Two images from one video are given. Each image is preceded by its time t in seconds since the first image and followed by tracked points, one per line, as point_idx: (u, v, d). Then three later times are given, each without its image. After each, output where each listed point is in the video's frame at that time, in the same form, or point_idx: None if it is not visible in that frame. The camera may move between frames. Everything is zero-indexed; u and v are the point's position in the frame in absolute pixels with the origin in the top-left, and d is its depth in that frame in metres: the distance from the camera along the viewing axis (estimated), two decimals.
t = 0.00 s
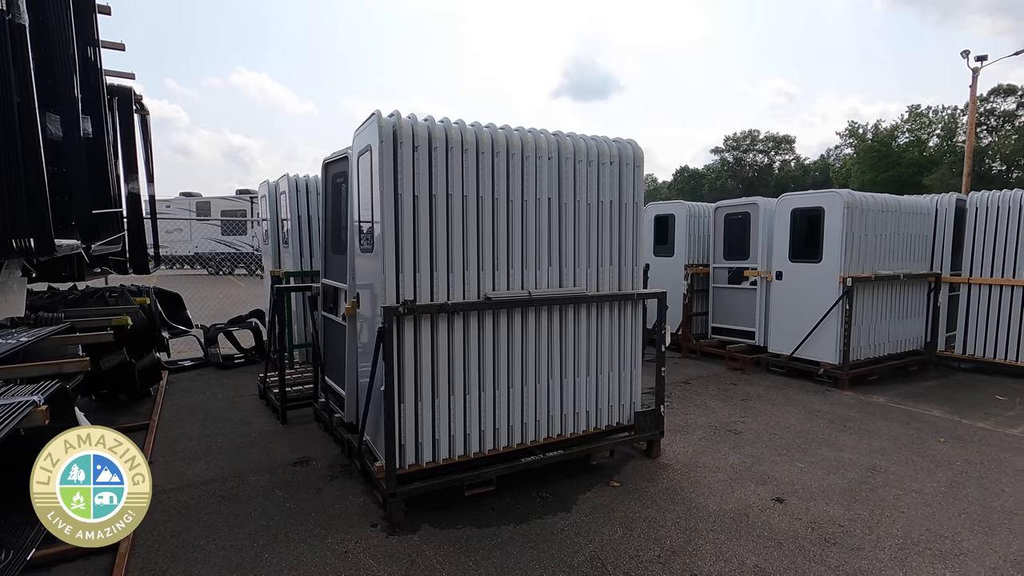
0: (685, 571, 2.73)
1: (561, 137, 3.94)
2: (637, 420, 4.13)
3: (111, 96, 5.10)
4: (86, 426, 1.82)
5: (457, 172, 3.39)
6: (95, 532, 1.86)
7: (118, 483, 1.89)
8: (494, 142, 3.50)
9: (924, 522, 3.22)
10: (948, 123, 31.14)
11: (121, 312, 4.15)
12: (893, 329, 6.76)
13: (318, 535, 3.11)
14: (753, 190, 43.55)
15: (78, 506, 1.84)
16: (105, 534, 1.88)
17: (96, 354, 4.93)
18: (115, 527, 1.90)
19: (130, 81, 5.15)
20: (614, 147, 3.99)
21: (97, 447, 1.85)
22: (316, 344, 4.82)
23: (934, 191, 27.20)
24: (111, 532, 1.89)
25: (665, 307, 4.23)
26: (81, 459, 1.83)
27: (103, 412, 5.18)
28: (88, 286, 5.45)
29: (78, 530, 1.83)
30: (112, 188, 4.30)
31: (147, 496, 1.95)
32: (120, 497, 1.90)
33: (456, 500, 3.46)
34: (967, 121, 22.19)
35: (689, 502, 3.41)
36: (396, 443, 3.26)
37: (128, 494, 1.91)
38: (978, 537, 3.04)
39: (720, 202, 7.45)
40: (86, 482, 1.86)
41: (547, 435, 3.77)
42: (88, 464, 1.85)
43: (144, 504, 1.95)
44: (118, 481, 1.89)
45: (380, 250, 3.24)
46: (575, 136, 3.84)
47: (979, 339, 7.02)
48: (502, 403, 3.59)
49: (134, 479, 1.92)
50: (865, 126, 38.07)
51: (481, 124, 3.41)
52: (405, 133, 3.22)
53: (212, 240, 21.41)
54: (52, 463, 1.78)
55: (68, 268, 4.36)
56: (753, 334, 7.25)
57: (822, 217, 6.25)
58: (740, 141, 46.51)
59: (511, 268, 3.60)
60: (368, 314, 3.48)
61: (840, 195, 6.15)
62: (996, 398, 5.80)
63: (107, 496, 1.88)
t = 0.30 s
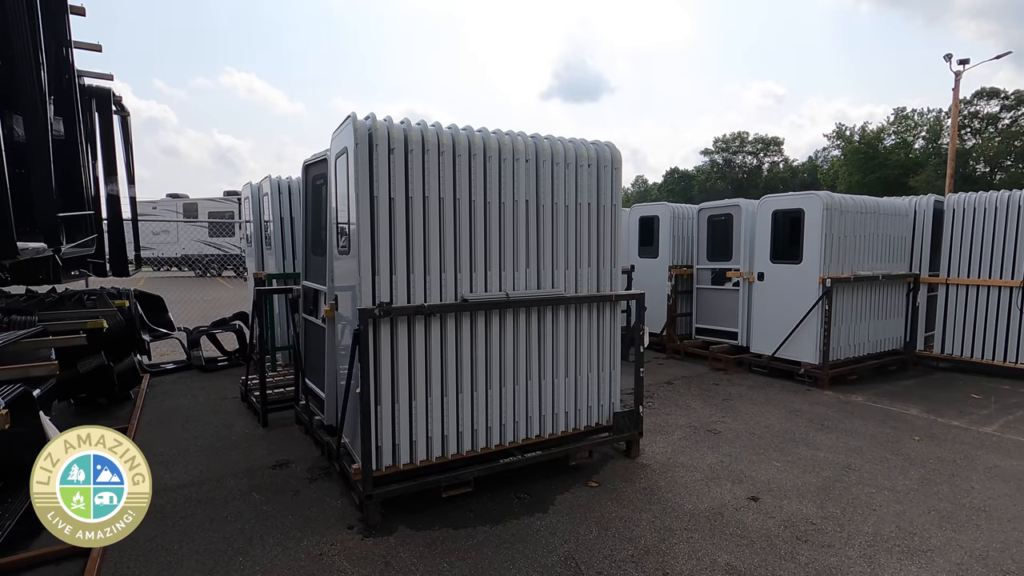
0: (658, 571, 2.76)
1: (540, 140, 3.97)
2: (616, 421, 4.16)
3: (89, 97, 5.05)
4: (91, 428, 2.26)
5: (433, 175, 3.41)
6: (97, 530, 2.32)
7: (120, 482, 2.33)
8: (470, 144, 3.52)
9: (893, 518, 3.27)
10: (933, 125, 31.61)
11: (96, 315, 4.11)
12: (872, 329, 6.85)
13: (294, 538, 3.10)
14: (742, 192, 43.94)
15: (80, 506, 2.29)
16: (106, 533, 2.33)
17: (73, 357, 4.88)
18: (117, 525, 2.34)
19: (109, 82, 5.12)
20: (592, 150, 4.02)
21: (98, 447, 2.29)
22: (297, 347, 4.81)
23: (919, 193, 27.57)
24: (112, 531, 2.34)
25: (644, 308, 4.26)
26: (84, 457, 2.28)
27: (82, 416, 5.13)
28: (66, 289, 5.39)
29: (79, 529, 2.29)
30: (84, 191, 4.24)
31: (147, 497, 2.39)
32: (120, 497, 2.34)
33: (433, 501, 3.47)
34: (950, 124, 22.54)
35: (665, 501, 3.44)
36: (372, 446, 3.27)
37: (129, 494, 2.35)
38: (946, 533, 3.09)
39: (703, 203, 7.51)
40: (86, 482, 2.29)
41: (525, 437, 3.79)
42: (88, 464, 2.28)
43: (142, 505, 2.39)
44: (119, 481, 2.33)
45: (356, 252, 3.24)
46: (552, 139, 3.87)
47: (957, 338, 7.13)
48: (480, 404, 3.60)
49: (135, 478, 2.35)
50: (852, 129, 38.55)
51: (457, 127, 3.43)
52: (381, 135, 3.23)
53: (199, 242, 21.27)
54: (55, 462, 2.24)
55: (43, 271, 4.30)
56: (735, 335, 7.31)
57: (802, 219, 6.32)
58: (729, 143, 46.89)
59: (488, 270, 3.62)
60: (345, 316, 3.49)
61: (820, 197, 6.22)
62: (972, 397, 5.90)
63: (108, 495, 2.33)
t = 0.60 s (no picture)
0: (622, 570, 2.78)
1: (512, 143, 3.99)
2: (589, 422, 4.19)
3: (59, 98, 4.99)
4: (92, 429, 2.65)
5: (403, 178, 3.41)
6: (98, 530, 2.74)
7: (120, 482, 2.76)
8: (440, 148, 3.53)
9: (856, 516, 3.33)
10: (912, 129, 32.21)
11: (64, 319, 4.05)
12: (847, 330, 6.96)
13: (261, 543, 3.08)
14: (727, 195, 44.43)
15: (80, 506, 2.67)
16: (105, 532, 2.77)
17: (40, 363, 4.78)
18: (117, 524, 2.80)
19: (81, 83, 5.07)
20: (564, 153, 4.06)
21: (98, 446, 2.69)
22: (272, 350, 4.79)
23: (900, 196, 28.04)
24: (112, 530, 2.79)
25: (617, 310, 4.30)
26: (85, 457, 2.66)
27: (52, 422, 5.06)
28: (36, 293, 5.31)
29: (79, 528, 2.69)
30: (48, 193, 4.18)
31: (144, 496, 2.84)
32: (120, 496, 2.77)
33: (404, 504, 3.47)
34: (928, 129, 22.99)
35: (634, 503, 3.48)
36: (342, 449, 3.27)
37: (129, 494, 2.79)
38: (906, 530, 3.15)
39: (682, 206, 7.59)
40: (86, 482, 2.67)
41: (497, 439, 3.81)
42: (88, 465, 2.66)
43: (140, 505, 2.84)
44: (119, 481, 2.75)
45: (324, 256, 3.24)
46: (524, 142, 3.90)
47: (929, 339, 7.26)
48: (452, 406, 3.61)
49: (135, 478, 2.80)
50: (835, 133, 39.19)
51: (426, 130, 3.45)
52: (349, 138, 3.23)
53: (181, 245, 21.01)
54: (55, 462, 2.59)
55: (10, 274, 4.22)
56: (713, 336, 7.39)
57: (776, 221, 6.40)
58: (715, 147, 47.39)
59: (460, 272, 3.63)
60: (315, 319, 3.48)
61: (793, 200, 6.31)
62: (942, 396, 6.01)
63: (106, 496, 2.72)
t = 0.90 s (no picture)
0: (583, 571, 2.80)
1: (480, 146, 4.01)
2: (558, 424, 4.21)
3: (23, 98, 4.91)
4: (92, 430, 2.87)
5: (367, 180, 3.41)
6: (97, 530, 2.91)
7: (120, 482, 2.96)
8: (406, 151, 3.54)
9: (814, 514, 3.39)
10: (889, 135, 32.89)
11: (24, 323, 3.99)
12: (818, 332, 7.08)
13: (220, 549, 3.05)
14: (711, 198, 44.96)
15: (80, 505, 2.85)
16: (105, 532, 2.95)
17: (3, 367, 4.61)
18: (117, 524, 2.99)
19: (46, 83, 4.99)
20: (532, 157, 4.09)
21: (98, 447, 2.90)
22: (241, 354, 4.75)
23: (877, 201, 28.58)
24: (111, 530, 2.98)
25: (585, 312, 4.33)
26: (85, 457, 2.88)
27: (15, 429, 4.96)
28: None
29: (80, 529, 2.87)
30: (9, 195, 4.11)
31: (143, 496, 3.07)
32: (120, 497, 2.96)
33: (368, 508, 3.46)
34: (904, 135, 23.50)
35: (599, 504, 3.52)
36: (304, 454, 3.25)
37: (128, 494, 2.99)
38: (862, 528, 3.21)
39: (657, 210, 7.68)
40: (86, 482, 2.87)
41: (464, 442, 3.81)
42: (88, 465, 2.87)
43: (139, 505, 3.06)
44: (119, 481, 2.96)
45: (287, 259, 3.23)
46: (491, 145, 3.92)
47: (897, 340, 7.41)
48: (418, 410, 3.61)
49: (135, 478, 3.02)
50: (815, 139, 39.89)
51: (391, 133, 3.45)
52: (311, 141, 3.22)
53: (160, 248, 20.69)
54: (55, 462, 2.83)
55: None
56: (688, 338, 7.47)
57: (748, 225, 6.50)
58: (698, 151, 47.94)
59: (426, 275, 3.63)
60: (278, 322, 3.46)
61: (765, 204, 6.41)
62: (908, 396, 6.14)
63: (105, 497, 2.90)
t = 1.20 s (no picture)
0: None
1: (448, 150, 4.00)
2: (527, 429, 4.21)
3: None
4: (96, 431, 3.43)
5: (330, 184, 3.37)
6: (97, 529, 3.14)
7: (120, 482, 3.31)
8: (370, 155, 3.51)
9: (777, 515, 3.42)
10: (865, 141, 33.62)
11: None
12: (789, 334, 7.18)
13: (176, 560, 2.98)
14: (692, 202, 45.44)
15: (81, 505, 3.14)
16: (106, 532, 3.15)
17: None
18: (117, 524, 3.22)
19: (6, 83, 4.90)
20: (499, 161, 4.08)
21: (101, 447, 3.37)
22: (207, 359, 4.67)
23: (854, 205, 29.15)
24: (112, 530, 3.18)
25: (554, 316, 4.34)
26: (87, 456, 3.26)
27: None
28: None
29: (80, 528, 3.12)
30: None
31: (141, 497, 3.46)
32: (120, 496, 3.27)
33: (331, 517, 3.41)
34: (878, 141, 24.05)
35: (566, 508, 3.52)
36: (264, 462, 3.19)
37: (128, 494, 3.36)
38: (823, 529, 3.25)
39: (633, 214, 7.74)
40: (86, 482, 3.18)
41: (431, 447, 3.78)
42: (89, 465, 3.22)
43: (137, 505, 3.41)
44: (118, 481, 3.29)
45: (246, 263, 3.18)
46: (458, 149, 3.90)
47: (867, 342, 7.54)
48: (383, 416, 3.57)
49: (133, 480, 3.51)
50: (795, 144, 40.57)
51: (355, 136, 3.42)
52: (271, 144, 3.18)
53: (137, 251, 20.30)
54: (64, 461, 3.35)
55: None
56: (663, 341, 7.52)
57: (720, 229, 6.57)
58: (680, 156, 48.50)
59: (391, 279, 3.60)
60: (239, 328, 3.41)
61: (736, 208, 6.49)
62: (876, 397, 6.24)
63: (106, 497, 3.20)
